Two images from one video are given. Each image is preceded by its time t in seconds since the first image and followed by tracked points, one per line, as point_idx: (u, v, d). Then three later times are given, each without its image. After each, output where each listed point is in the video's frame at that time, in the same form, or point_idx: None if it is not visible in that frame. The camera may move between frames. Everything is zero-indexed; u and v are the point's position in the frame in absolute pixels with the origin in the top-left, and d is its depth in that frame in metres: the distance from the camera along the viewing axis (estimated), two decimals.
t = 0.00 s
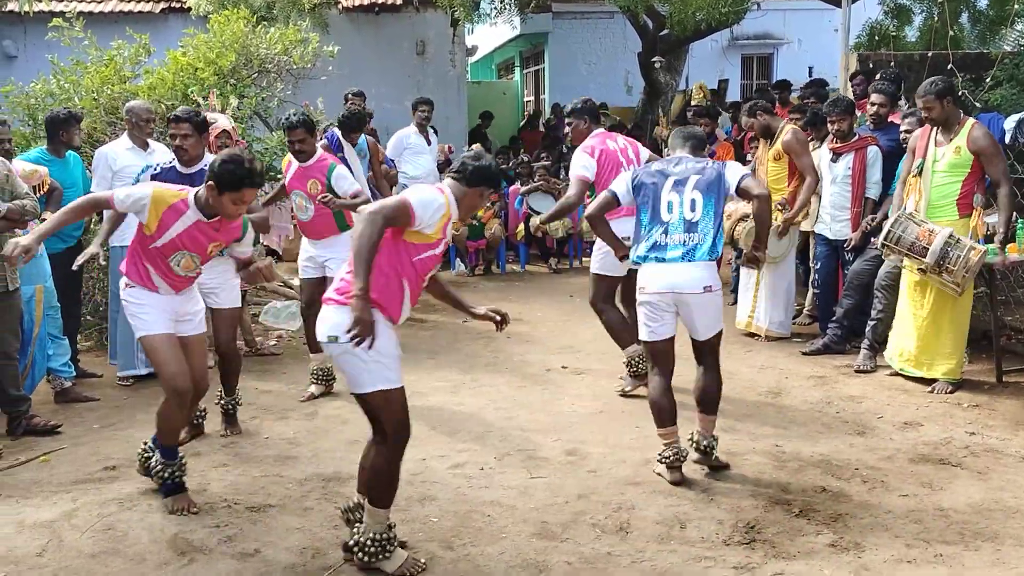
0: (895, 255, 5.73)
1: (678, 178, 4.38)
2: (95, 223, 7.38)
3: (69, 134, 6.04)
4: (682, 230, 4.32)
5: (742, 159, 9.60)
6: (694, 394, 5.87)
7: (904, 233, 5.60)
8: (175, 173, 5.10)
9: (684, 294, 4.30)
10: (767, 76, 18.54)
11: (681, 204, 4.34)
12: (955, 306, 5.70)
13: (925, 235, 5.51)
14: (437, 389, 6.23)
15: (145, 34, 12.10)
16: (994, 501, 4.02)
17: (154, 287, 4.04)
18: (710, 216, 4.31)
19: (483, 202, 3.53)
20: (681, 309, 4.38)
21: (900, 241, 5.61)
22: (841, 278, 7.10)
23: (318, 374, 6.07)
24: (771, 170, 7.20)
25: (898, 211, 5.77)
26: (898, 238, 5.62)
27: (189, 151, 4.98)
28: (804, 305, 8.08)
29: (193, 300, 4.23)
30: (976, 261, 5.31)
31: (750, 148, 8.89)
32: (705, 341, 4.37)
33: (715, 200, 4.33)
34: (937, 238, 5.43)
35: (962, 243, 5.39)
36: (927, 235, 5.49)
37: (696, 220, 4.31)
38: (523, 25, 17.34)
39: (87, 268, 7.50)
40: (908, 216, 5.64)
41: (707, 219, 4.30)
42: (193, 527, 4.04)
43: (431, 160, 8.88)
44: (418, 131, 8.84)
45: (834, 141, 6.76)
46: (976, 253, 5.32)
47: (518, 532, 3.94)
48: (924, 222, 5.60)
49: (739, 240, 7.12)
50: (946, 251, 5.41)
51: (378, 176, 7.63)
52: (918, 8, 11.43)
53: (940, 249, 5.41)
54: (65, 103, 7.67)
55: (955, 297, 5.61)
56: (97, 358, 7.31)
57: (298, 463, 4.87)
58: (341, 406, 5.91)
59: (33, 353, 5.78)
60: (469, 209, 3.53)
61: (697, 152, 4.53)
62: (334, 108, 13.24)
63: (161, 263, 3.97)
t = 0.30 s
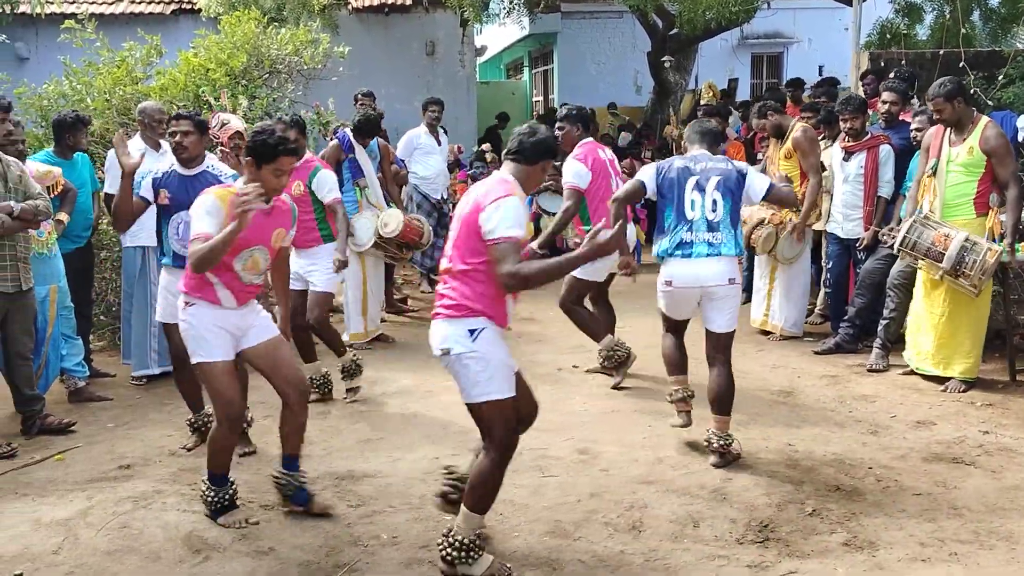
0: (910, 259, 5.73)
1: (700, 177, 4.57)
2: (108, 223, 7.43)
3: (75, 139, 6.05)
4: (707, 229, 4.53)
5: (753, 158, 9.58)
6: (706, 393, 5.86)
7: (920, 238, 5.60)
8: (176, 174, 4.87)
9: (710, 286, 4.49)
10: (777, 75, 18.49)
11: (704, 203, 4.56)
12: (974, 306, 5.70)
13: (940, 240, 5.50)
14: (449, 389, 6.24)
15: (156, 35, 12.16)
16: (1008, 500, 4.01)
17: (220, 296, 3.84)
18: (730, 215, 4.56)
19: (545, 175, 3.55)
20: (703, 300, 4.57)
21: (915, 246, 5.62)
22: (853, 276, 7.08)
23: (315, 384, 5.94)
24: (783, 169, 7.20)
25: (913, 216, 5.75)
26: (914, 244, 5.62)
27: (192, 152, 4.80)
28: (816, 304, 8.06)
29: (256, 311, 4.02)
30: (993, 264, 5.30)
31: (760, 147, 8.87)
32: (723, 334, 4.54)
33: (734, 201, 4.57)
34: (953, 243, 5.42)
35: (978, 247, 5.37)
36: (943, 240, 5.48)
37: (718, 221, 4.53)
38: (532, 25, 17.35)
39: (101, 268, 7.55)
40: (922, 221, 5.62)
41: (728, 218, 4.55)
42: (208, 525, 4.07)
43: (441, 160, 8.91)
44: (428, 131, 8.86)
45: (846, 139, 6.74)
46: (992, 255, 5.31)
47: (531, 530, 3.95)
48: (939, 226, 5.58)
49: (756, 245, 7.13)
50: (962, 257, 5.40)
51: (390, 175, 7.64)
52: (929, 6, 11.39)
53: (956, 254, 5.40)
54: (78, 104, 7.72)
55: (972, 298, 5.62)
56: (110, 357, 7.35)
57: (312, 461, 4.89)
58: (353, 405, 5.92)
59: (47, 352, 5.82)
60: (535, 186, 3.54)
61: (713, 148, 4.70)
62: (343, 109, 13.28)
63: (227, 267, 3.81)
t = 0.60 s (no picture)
0: (919, 259, 5.73)
1: (704, 183, 4.78)
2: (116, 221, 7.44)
3: (78, 138, 6.09)
4: (712, 234, 4.73)
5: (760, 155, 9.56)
6: (713, 391, 5.85)
7: (928, 239, 5.61)
8: (200, 173, 4.54)
9: (713, 285, 4.72)
10: (783, 72, 18.44)
11: (711, 210, 4.76)
12: (988, 304, 5.67)
13: (949, 240, 5.49)
14: (456, 386, 6.24)
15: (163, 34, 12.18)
16: (1019, 499, 3.99)
17: (334, 294, 3.69)
18: (734, 219, 4.78)
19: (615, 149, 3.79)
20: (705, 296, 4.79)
21: (924, 247, 5.63)
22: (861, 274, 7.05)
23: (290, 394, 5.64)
24: (790, 167, 7.17)
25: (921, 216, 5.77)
26: (922, 244, 5.63)
27: (220, 152, 4.50)
28: (824, 302, 8.04)
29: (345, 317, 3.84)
30: (1004, 261, 5.29)
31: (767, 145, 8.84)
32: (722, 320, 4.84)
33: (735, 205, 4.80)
34: (962, 242, 5.41)
35: (988, 245, 5.36)
36: (952, 240, 5.48)
37: (723, 224, 4.74)
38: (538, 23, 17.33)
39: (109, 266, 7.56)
40: (929, 221, 5.64)
41: (730, 223, 4.77)
42: (216, 521, 4.08)
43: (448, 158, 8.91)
44: (434, 129, 8.86)
45: (855, 137, 6.72)
46: (1003, 252, 5.29)
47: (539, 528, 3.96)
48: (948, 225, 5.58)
49: (764, 246, 7.09)
50: (972, 255, 5.39)
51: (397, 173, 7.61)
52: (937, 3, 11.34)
53: (965, 253, 5.39)
54: (86, 103, 7.74)
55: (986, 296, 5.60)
56: (119, 355, 7.37)
57: (319, 459, 4.90)
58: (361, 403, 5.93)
59: (56, 349, 5.84)
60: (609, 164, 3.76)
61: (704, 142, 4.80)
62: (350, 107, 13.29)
63: (336, 264, 3.66)
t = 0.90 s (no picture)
0: (918, 255, 5.72)
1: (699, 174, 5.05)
2: (117, 220, 7.43)
3: (74, 134, 6.11)
4: (713, 220, 4.94)
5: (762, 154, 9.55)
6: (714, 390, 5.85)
7: (926, 234, 5.59)
8: (211, 152, 4.25)
9: (720, 274, 4.92)
10: (784, 71, 18.43)
11: (709, 197, 4.98)
12: (988, 302, 5.67)
13: (947, 235, 5.49)
14: (457, 385, 6.24)
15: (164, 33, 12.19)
16: (1020, 498, 3.99)
17: (406, 286, 3.61)
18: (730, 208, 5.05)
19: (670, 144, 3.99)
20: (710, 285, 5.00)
21: (922, 242, 5.60)
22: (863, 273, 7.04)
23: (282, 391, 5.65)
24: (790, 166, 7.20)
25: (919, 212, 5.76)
26: (921, 240, 5.61)
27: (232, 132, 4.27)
28: (826, 302, 8.04)
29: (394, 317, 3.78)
30: (1001, 258, 5.28)
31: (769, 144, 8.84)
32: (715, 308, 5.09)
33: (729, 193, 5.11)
34: (960, 238, 5.40)
35: (986, 241, 5.35)
36: (950, 235, 5.47)
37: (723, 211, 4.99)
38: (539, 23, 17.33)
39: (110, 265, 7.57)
40: (929, 217, 5.62)
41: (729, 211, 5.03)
42: (218, 520, 4.08)
43: (449, 157, 8.92)
44: (435, 128, 8.86)
45: (856, 136, 6.72)
46: (1000, 251, 5.29)
47: (541, 527, 3.96)
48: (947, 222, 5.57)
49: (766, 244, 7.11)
50: (970, 251, 5.38)
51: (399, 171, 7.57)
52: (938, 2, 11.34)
53: (963, 249, 5.39)
54: (87, 101, 7.74)
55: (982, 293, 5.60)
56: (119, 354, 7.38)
57: (320, 458, 4.90)
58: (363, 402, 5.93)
59: (56, 348, 5.84)
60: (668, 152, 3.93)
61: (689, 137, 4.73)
62: (350, 107, 13.29)
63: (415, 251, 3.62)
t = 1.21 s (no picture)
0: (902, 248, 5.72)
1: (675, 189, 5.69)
2: (104, 219, 7.41)
3: (58, 132, 6.08)
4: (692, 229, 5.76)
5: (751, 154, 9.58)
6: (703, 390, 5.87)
7: (911, 223, 5.59)
8: (229, 179, 4.02)
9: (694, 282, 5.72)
10: (774, 72, 18.49)
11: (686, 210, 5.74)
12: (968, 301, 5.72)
13: (932, 224, 5.50)
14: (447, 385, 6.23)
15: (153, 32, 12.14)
16: (1005, 495, 4.01)
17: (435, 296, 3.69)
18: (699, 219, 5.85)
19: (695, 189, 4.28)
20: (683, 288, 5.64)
21: (907, 232, 5.60)
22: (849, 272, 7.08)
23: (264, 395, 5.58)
24: (778, 166, 7.18)
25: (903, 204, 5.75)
26: (906, 229, 5.60)
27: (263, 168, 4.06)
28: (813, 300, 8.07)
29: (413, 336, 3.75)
30: (986, 250, 5.29)
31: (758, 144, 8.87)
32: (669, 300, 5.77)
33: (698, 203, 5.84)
34: (945, 225, 5.41)
35: (971, 231, 5.36)
36: (935, 224, 5.48)
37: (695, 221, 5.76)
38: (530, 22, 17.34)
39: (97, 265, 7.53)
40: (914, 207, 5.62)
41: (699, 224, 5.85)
42: (205, 521, 4.07)
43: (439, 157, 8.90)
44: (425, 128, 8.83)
45: (843, 136, 6.74)
46: (985, 241, 5.30)
47: (530, 526, 3.96)
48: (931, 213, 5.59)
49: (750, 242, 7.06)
50: (955, 239, 5.38)
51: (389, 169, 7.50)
52: (926, 3, 11.40)
53: (948, 236, 5.38)
54: (74, 100, 7.71)
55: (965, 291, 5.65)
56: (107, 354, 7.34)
57: (309, 458, 4.89)
58: (353, 402, 5.92)
59: (43, 347, 5.82)
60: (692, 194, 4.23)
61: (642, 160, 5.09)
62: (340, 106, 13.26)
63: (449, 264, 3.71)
